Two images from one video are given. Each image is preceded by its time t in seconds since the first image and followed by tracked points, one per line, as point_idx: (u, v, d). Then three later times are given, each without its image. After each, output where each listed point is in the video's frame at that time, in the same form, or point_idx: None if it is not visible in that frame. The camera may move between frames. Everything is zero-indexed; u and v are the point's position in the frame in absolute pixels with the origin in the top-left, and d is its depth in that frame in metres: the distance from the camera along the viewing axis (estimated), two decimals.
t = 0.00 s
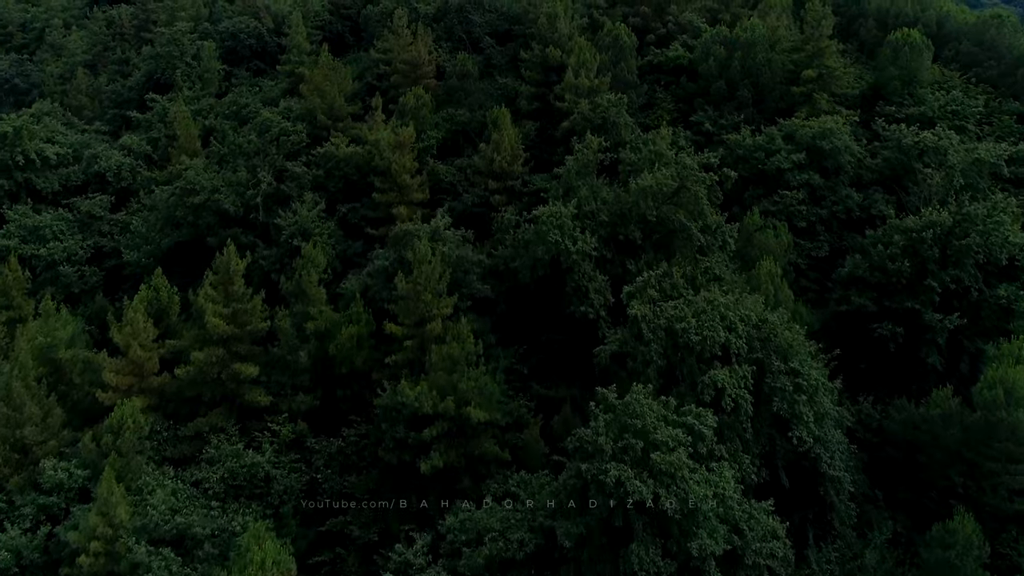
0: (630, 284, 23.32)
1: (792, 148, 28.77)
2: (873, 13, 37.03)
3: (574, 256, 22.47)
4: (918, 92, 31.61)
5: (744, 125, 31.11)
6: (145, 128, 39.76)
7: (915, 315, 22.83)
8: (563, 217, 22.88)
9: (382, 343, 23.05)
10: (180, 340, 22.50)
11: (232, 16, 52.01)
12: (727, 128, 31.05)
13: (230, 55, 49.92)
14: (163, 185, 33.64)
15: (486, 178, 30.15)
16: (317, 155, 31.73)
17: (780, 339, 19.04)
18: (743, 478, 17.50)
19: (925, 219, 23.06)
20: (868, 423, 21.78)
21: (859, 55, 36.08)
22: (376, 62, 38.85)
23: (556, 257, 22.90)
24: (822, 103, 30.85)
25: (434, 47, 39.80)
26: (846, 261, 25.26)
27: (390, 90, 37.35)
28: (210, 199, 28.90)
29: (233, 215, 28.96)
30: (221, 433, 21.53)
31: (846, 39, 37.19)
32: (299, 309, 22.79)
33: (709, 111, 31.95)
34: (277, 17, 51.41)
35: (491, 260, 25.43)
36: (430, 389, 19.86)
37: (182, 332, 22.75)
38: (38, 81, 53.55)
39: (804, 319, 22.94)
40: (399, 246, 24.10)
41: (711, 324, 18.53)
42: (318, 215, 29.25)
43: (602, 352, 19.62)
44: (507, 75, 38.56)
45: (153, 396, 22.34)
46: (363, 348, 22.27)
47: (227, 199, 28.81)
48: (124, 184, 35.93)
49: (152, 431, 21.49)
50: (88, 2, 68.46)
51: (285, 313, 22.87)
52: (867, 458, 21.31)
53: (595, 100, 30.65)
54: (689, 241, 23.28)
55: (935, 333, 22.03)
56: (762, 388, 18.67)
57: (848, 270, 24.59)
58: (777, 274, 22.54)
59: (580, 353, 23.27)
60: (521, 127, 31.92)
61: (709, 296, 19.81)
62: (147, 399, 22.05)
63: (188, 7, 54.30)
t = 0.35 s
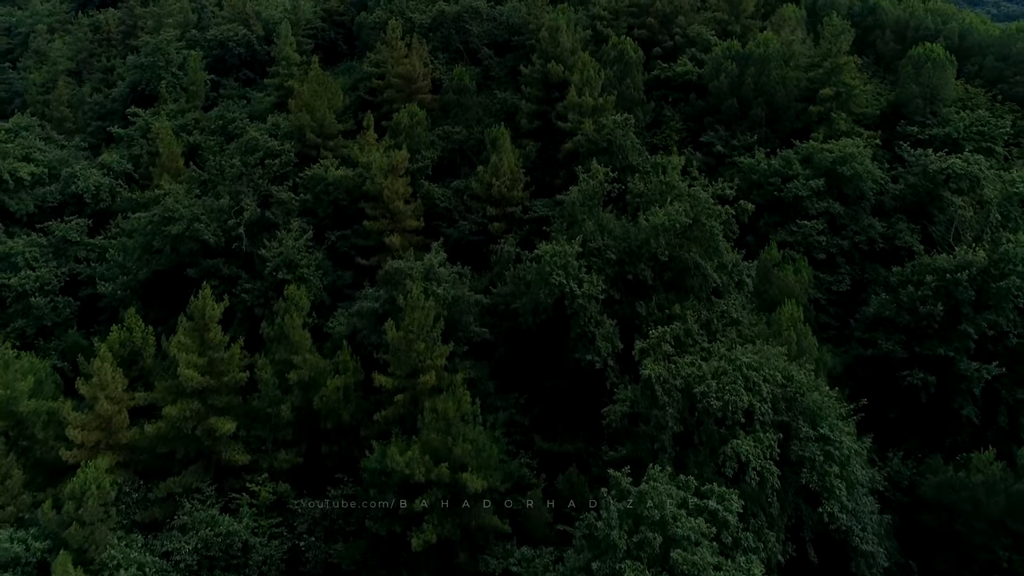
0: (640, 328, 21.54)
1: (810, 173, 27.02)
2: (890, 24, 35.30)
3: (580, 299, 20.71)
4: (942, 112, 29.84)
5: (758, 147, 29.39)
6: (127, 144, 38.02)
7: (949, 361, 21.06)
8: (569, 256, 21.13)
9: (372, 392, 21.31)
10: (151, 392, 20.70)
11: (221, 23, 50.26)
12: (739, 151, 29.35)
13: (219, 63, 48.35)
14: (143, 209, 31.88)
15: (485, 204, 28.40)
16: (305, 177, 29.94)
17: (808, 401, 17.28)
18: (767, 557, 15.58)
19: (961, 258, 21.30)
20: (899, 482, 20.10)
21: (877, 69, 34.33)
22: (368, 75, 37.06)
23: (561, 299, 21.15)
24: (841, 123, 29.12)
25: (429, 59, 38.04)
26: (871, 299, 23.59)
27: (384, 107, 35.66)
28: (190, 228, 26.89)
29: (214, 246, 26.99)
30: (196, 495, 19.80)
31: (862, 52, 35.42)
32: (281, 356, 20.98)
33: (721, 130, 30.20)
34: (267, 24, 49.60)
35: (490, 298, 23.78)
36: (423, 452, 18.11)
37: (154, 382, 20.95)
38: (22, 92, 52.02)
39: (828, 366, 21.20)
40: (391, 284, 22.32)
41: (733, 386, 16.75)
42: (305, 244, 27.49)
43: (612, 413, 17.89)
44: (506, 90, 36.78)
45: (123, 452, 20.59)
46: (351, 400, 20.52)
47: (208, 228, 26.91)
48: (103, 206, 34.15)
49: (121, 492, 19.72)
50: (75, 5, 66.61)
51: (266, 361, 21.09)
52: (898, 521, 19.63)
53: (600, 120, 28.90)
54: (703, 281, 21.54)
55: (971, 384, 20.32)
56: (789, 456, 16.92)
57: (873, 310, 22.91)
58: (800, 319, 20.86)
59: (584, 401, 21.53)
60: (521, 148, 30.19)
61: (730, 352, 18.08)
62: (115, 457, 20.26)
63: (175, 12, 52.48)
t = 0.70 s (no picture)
0: (649, 380, 19.87)
1: (828, 203, 25.32)
2: (907, 38, 33.68)
3: (585, 352, 18.98)
4: (965, 134, 28.16)
5: (771, 173, 27.70)
6: (105, 163, 36.25)
7: (986, 418, 19.35)
8: (572, 303, 19.41)
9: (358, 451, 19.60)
10: (117, 453, 18.97)
11: (207, 31, 48.50)
12: (752, 178, 27.64)
13: (205, 73, 46.62)
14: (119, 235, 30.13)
15: (481, 234, 26.66)
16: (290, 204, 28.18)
17: (839, 477, 15.59)
18: None
19: (998, 305, 19.60)
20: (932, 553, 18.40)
21: (894, 86, 32.70)
22: (359, 91, 35.31)
23: (563, 350, 19.44)
24: (859, 147, 27.42)
25: (423, 73, 36.33)
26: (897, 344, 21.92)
27: (374, 126, 33.88)
28: (165, 261, 25.08)
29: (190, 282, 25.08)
30: (164, 569, 18.11)
31: (878, 67, 33.70)
32: (258, 413, 19.25)
33: (731, 154, 28.49)
34: (255, 32, 47.88)
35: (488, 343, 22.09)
36: (412, 529, 16.42)
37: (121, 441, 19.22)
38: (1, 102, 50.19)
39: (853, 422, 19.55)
40: (379, 331, 20.60)
41: (756, 463, 15.03)
42: (290, 278, 25.77)
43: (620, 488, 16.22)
44: (503, 106, 35.06)
45: (86, 519, 18.88)
46: (334, 463, 18.82)
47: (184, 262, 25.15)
48: (78, 230, 32.41)
49: (82, 567, 18.04)
50: (60, 10, 64.72)
51: (242, 419, 19.39)
52: None
53: (603, 144, 27.21)
54: (718, 329, 19.81)
55: (1011, 444, 18.61)
56: (818, 541, 15.19)
57: (901, 357, 21.22)
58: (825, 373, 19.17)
59: (589, 459, 19.96)
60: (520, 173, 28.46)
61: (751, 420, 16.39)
62: (77, 526, 18.56)
63: (160, 19, 50.69)
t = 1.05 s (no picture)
0: (663, 444, 18.18)
1: (853, 238, 23.61)
2: (929, 54, 31.98)
3: (594, 415, 17.22)
4: (997, 159, 26.45)
5: (789, 202, 25.97)
6: (85, 183, 34.53)
7: None
8: (580, 361, 17.67)
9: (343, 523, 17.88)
10: (77, 529, 17.23)
11: (196, 41, 46.77)
12: (768, 208, 25.94)
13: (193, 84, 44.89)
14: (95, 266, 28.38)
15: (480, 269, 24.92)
16: (276, 235, 26.42)
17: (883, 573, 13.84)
18: None
19: None
20: None
21: (916, 105, 31.00)
22: (352, 108, 33.56)
23: (571, 412, 17.72)
24: (884, 174, 25.71)
25: (420, 89, 34.60)
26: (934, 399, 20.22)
27: (368, 146, 32.22)
28: (140, 301, 23.27)
29: (166, 324, 23.27)
30: None
31: (899, 83, 32.06)
32: (235, 481, 17.51)
33: (746, 180, 26.78)
34: (246, 42, 46.11)
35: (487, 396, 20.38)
36: None
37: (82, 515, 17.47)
38: None
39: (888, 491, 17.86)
40: (369, 387, 18.86)
41: (790, 561, 13.29)
42: (274, 318, 24.05)
43: None
44: (504, 125, 33.35)
45: None
46: (318, 539, 17.10)
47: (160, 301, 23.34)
48: (53, 258, 30.71)
49: None
50: (47, 17, 62.97)
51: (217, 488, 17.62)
52: None
53: (610, 172, 25.47)
54: (740, 388, 18.08)
55: None
56: None
57: (937, 414, 19.51)
58: (858, 440, 17.46)
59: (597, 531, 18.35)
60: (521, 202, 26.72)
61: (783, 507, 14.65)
62: None
63: (148, 28, 48.87)
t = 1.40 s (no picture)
0: (681, 520, 16.49)
1: (881, 277, 21.87)
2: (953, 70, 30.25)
3: (605, 493, 15.50)
4: None
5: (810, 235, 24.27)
6: (62, 206, 32.77)
7: None
8: (589, 431, 15.91)
9: None
10: None
11: (183, 50, 44.96)
12: (788, 242, 24.22)
13: (179, 96, 43.17)
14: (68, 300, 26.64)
15: (478, 308, 23.20)
16: (261, 268, 24.67)
17: None
18: None
19: None
20: None
21: (941, 125, 29.25)
22: (343, 127, 31.78)
23: (579, 487, 16.00)
24: (912, 205, 23.97)
25: (415, 107, 32.82)
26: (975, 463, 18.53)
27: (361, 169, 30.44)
28: (111, 347, 21.49)
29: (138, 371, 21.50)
30: None
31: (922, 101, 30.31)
32: (206, 565, 15.78)
33: (763, 210, 25.04)
34: (235, 51, 44.31)
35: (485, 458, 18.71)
36: None
37: None
38: None
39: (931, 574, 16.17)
40: (356, 454, 17.15)
41: None
42: (257, 363, 22.33)
43: None
44: (504, 145, 31.60)
45: None
46: None
47: (133, 346, 21.56)
48: (26, 288, 28.96)
49: None
50: (32, 22, 61.07)
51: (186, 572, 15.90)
52: None
53: (619, 204, 23.75)
54: (766, 458, 16.32)
55: None
56: None
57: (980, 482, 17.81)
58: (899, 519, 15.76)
59: None
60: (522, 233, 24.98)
61: None
62: None
63: (133, 36, 47.03)
